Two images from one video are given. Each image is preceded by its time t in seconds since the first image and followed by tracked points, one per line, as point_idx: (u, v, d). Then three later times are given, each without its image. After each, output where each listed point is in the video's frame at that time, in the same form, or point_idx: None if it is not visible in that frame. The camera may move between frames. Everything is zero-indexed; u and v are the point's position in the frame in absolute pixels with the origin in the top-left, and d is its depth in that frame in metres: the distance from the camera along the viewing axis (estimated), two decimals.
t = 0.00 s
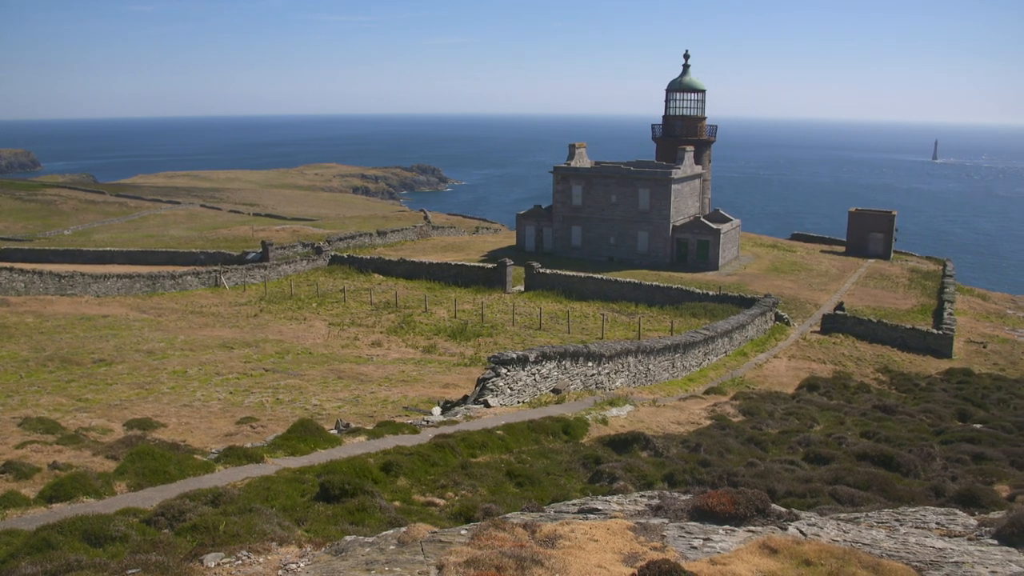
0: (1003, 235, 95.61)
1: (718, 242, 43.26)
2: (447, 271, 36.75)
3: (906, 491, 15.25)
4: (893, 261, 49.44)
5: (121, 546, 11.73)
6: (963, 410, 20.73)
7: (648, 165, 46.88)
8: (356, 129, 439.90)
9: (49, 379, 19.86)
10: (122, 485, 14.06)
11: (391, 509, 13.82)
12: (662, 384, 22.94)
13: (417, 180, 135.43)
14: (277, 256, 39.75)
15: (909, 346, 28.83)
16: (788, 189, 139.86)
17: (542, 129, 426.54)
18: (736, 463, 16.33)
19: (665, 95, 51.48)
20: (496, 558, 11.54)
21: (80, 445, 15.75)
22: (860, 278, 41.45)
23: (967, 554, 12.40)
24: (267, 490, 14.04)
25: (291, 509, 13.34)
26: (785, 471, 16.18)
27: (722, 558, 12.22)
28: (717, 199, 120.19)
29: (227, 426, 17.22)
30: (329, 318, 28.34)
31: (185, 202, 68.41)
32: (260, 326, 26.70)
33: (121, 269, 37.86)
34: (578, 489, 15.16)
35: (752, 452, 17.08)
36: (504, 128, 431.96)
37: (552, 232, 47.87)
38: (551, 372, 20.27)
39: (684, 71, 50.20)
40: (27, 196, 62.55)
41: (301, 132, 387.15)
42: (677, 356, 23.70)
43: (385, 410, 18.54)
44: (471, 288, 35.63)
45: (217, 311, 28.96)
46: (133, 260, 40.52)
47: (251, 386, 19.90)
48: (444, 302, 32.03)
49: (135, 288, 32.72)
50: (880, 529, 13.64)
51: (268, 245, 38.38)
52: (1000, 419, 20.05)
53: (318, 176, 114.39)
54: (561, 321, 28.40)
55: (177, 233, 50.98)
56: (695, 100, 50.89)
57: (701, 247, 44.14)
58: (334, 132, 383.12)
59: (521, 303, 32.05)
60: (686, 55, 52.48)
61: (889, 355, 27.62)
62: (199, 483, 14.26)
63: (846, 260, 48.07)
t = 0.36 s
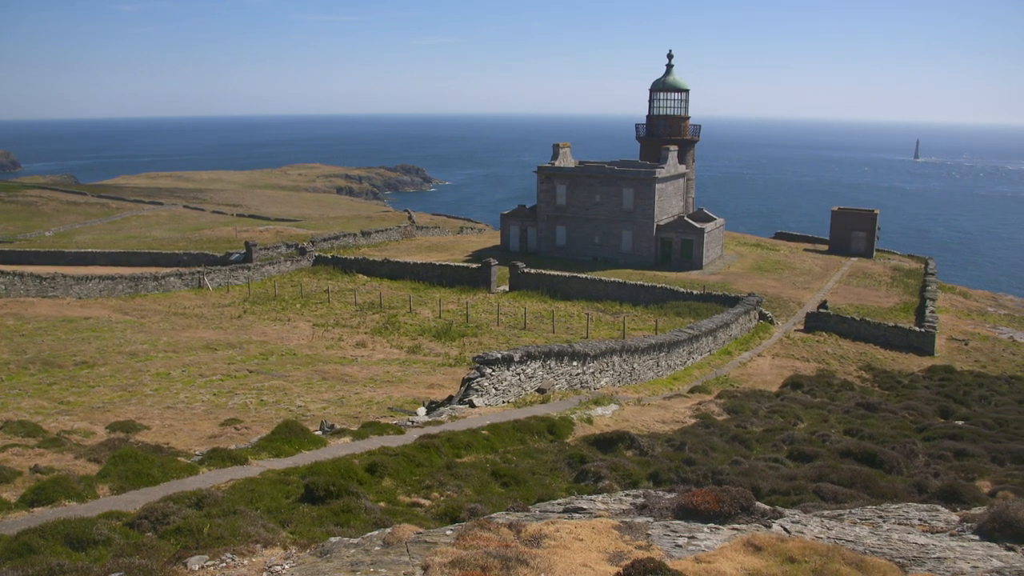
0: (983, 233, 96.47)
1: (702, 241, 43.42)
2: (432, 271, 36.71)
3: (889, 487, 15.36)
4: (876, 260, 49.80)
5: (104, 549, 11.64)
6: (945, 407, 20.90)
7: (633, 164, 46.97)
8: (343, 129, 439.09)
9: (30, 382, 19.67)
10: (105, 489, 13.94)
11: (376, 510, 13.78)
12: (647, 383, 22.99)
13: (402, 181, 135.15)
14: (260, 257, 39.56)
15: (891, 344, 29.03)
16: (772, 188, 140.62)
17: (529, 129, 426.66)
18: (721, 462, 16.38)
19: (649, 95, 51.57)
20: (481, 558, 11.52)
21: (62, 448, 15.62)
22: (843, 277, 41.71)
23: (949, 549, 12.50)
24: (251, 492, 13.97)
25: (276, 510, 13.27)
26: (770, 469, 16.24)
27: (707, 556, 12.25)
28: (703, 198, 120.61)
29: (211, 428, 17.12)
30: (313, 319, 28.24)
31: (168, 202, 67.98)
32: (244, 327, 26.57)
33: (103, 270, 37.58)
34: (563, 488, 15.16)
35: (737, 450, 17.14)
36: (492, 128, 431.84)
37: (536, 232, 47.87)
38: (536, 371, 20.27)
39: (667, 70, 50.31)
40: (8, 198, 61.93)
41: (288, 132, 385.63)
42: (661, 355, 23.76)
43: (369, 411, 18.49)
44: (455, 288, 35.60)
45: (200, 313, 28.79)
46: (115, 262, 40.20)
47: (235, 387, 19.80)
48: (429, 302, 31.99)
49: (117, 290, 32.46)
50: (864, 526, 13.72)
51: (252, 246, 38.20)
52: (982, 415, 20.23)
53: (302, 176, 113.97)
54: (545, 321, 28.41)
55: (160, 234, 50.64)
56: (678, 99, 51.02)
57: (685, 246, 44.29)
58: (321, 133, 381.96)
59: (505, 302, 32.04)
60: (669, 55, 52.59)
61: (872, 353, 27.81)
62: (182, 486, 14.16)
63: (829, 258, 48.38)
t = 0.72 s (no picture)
0: (964, 231, 97.31)
1: (686, 241, 43.56)
2: (416, 271, 36.65)
3: (872, 484, 15.45)
4: (858, 258, 50.12)
5: (86, 553, 11.54)
6: (926, 404, 21.05)
7: (617, 164, 47.07)
8: (330, 130, 437.64)
9: (11, 385, 19.48)
10: (87, 492, 13.83)
11: (361, 511, 13.73)
12: (632, 382, 23.03)
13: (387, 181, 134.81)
14: (244, 258, 39.37)
15: (874, 342, 29.23)
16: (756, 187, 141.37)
17: (517, 129, 426.66)
18: (706, 460, 16.42)
19: (632, 95, 51.68)
20: (466, 558, 11.50)
21: (43, 452, 15.47)
22: (827, 276, 41.94)
23: (931, 546, 12.59)
24: (235, 494, 13.89)
25: (260, 513, 13.20)
26: (754, 467, 16.29)
27: (691, 554, 12.27)
28: (688, 198, 121.04)
29: (195, 430, 17.02)
30: (297, 320, 28.12)
31: (150, 204, 67.52)
32: (227, 328, 26.43)
33: (84, 272, 37.28)
34: (548, 488, 15.16)
35: (721, 449, 17.19)
36: (480, 128, 431.51)
37: (520, 232, 47.85)
38: (521, 371, 20.26)
39: (650, 70, 50.41)
40: None
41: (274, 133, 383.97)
42: (646, 354, 23.81)
43: (354, 412, 18.43)
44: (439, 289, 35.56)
45: (183, 315, 28.62)
46: (96, 263, 39.88)
47: (218, 389, 19.70)
48: (413, 303, 31.95)
49: (99, 292, 32.21)
50: (847, 523, 13.79)
51: (235, 247, 38.04)
52: (963, 412, 20.40)
53: (284, 177, 113.33)
54: (529, 321, 28.41)
55: (142, 236, 50.28)
56: (661, 99, 51.13)
57: (668, 245, 44.42)
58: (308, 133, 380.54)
59: (490, 302, 32.03)
60: (652, 55, 52.69)
61: (855, 351, 27.98)
62: (166, 489, 14.07)
63: (812, 257, 48.68)
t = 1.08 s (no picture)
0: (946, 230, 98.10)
1: (671, 240, 43.68)
2: (401, 271, 36.58)
3: (856, 481, 15.54)
4: (842, 257, 50.43)
5: (69, 557, 11.44)
6: (910, 402, 21.18)
7: (602, 163, 47.14)
8: (317, 130, 436.47)
9: None
10: (70, 495, 13.71)
11: (347, 512, 13.68)
12: (617, 381, 23.06)
13: (371, 181, 134.34)
14: (228, 259, 39.17)
15: (857, 340, 29.39)
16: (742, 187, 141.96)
17: (505, 129, 426.56)
18: (691, 459, 16.45)
19: (617, 95, 51.78)
20: (451, 558, 11.48)
21: (25, 455, 15.32)
22: (811, 274, 42.15)
23: (914, 542, 12.68)
24: (220, 496, 13.81)
25: (245, 514, 13.13)
26: (739, 465, 16.34)
27: (677, 553, 12.29)
28: (674, 198, 121.41)
29: (179, 432, 16.91)
30: (282, 321, 28.01)
31: (133, 204, 67.06)
32: (211, 329, 26.28)
33: (67, 274, 36.98)
34: (534, 488, 15.16)
35: (706, 447, 17.24)
36: (468, 128, 431.06)
37: (505, 232, 47.84)
38: (506, 371, 20.24)
39: (634, 70, 50.54)
40: None
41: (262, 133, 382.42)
42: (631, 353, 23.85)
43: (339, 413, 18.37)
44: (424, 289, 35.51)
45: (167, 316, 28.45)
46: (78, 265, 39.56)
47: (203, 391, 19.60)
48: (398, 303, 31.89)
49: (81, 293, 31.95)
50: (831, 520, 13.85)
51: (219, 248, 37.84)
52: (946, 409, 20.56)
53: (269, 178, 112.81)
54: (515, 321, 28.39)
55: (125, 237, 49.91)
56: (645, 99, 51.27)
57: (654, 245, 44.52)
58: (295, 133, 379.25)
59: (475, 302, 32.00)
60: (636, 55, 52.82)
61: (839, 349, 28.13)
62: (150, 491, 13.98)
63: (797, 256, 48.92)
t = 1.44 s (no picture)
0: (927, 228, 98.99)
1: (655, 240, 43.78)
2: (386, 271, 36.50)
3: (841, 478, 15.62)
4: (825, 256, 50.73)
5: (52, 561, 11.34)
6: (893, 399, 21.32)
7: (586, 163, 47.19)
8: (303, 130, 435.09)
9: None
10: (53, 499, 13.58)
11: (333, 514, 13.63)
12: (602, 380, 23.10)
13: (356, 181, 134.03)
14: (211, 260, 38.99)
15: (841, 339, 29.56)
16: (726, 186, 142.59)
17: (492, 130, 426.23)
18: (677, 458, 16.49)
19: (602, 95, 51.86)
20: (437, 559, 11.45)
21: (7, 458, 15.17)
22: (794, 273, 42.38)
23: (897, 538, 12.76)
24: (204, 498, 13.72)
25: (230, 516, 13.05)
26: (724, 464, 16.39)
27: (662, 551, 12.31)
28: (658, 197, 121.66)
29: (163, 434, 16.80)
30: (267, 322, 27.90)
31: (116, 205, 66.61)
32: (195, 331, 26.13)
33: (48, 276, 36.70)
34: (520, 487, 15.16)
35: (691, 446, 17.28)
36: (455, 129, 430.50)
37: (490, 232, 47.84)
38: (491, 371, 20.24)
39: (619, 70, 50.61)
40: None
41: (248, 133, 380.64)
42: (616, 352, 23.88)
43: (325, 414, 18.31)
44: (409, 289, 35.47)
45: (151, 317, 28.30)
46: (60, 266, 39.28)
47: (187, 392, 19.50)
48: (383, 303, 31.82)
49: (64, 295, 31.70)
50: (816, 518, 13.91)
51: (202, 249, 37.66)
52: (929, 406, 20.71)
53: (253, 178, 112.37)
54: (500, 321, 28.38)
55: (107, 238, 49.57)
56: (630, 99, 51.35)
57: (638, 244, 44.60)
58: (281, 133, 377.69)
59: (460, 302, 31.99)
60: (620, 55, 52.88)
61: (822, 348, 28.29)
62: (134, 494, 13.88)
63: (781, 255, 49.16)
